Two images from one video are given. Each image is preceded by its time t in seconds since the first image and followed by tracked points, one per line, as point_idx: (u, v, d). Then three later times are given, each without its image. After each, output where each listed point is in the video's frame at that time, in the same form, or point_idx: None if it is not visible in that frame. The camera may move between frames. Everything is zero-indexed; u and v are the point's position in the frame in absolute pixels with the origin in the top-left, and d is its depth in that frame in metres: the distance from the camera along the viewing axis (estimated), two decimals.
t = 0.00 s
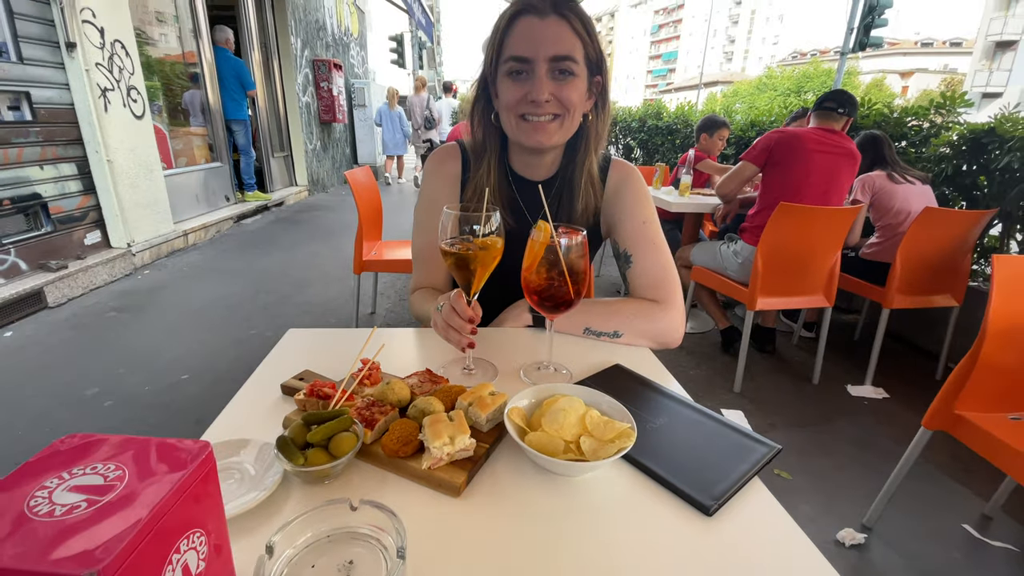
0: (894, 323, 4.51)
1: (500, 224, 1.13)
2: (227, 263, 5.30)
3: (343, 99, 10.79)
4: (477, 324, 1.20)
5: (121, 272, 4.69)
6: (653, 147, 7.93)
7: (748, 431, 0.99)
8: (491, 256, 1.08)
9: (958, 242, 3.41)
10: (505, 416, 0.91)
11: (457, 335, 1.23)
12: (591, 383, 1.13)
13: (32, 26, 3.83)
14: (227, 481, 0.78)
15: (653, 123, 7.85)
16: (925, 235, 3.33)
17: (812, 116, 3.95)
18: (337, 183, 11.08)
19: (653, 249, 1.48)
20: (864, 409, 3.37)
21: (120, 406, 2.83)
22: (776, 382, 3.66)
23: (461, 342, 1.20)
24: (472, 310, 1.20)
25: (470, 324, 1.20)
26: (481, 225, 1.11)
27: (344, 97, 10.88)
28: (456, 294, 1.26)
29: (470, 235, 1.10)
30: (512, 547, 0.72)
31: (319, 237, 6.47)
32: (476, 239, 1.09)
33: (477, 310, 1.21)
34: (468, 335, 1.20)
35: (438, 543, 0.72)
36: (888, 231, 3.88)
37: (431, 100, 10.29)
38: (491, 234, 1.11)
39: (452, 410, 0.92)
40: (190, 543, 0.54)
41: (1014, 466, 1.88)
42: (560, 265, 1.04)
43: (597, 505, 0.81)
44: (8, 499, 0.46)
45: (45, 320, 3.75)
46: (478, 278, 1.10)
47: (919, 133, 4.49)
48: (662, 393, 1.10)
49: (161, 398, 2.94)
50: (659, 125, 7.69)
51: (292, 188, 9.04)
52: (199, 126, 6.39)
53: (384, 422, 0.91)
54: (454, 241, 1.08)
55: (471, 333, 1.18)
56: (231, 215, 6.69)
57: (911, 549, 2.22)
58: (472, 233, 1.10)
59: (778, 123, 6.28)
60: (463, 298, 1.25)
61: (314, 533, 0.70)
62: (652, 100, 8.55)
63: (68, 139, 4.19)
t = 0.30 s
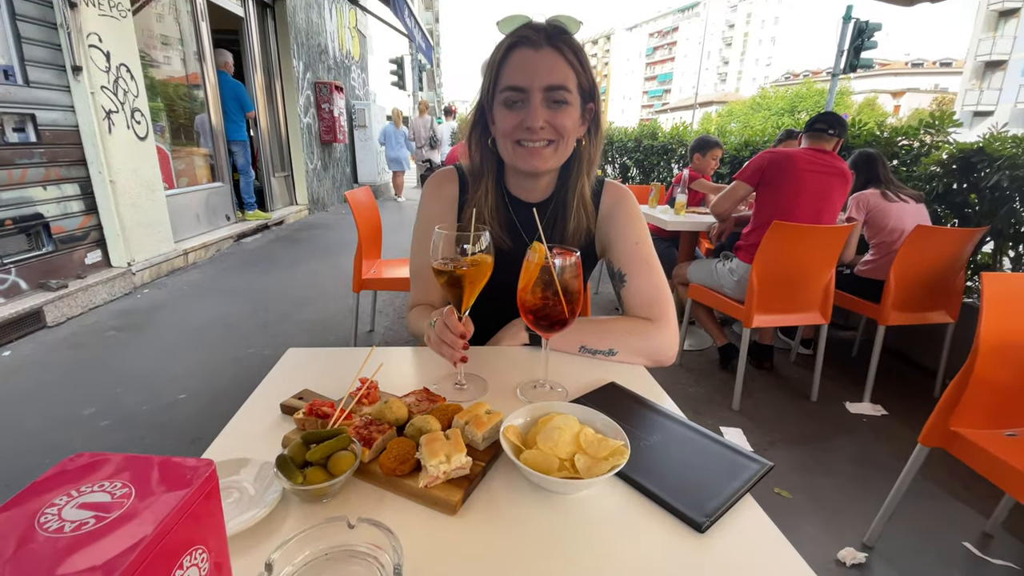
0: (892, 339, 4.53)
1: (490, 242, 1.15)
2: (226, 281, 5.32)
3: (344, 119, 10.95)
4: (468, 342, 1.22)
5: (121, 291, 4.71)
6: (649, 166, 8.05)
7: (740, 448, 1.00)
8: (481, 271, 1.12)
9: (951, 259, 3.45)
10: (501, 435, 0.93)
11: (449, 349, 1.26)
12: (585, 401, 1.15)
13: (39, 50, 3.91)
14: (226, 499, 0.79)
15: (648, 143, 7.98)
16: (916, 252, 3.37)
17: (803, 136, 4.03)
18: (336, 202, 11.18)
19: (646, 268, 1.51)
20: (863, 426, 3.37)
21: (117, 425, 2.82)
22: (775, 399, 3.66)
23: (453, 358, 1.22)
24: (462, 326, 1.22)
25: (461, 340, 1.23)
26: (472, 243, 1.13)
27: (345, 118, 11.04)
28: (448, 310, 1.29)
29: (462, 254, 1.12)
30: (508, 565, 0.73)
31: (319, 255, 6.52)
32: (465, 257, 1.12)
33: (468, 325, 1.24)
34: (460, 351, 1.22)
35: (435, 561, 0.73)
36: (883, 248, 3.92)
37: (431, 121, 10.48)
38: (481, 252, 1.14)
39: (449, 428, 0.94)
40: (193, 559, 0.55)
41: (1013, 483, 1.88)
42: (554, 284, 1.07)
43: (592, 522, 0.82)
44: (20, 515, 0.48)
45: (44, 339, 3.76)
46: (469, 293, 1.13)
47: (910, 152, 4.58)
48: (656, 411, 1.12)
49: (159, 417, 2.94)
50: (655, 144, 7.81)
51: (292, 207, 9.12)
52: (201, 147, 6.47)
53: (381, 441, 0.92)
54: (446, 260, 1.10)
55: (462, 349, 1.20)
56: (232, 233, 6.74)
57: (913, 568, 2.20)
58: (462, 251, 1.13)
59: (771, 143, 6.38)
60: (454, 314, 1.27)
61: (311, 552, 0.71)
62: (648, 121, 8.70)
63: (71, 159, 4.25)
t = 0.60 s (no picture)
0: (889, 352, 4.54)
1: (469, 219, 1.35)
2: (226, 295, 5.34)
3: (344, 135, 11.06)
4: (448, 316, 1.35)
5: (120, 305, 4.72)
6: (646, 180, 8.13)
7: (735, 461, 1.01)
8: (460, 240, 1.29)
9: (946, 272, 3.48)
10: (498, 449, 0.94)
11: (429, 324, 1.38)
12: (582, 415, 1.16)
13: (44, 68, 3.96)
14: (225, 514, 0.80)
15: (645, 157, 8.07)
16: (913, 265, 3.40)
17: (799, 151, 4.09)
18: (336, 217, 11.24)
19: (642, 283, 1.54)
20: (862, 439, 3.36)
21: (115, 440, 2.82)
22: (773, 412, 3.66)
23: (432, 331, 1.35)
24: (442, 300, 1.35)
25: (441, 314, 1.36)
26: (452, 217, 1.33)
27: (345, 134, 11.15)
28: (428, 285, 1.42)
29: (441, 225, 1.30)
30: None
31: (318, 269, 6.55)
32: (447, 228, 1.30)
33: (447, 300, 1.37)
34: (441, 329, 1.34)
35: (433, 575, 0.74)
36: (880, 261, 3.95)
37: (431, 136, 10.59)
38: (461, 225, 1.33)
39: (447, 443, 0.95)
40: (193, 571, 0.56)
41: (1012, 496, 1.87)
42: (550, 299, 1.09)
43: (588, 536, 0.82)
44: (25, 529, 0.50)
45: (42, 354, 3.75)
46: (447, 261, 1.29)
47: (903, 166, 4.64)
48: (652, 424, 1.13)
49: (156, 432, 2.93)
50: (651, 159, 7.90)
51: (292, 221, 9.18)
52: (203, 162, 6.52)
53: (379, 456, 0.94)
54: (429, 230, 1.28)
55: (443, 321, 1.32)
56: (231, 247, 6.77)
57: None
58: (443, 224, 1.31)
59: (767, 157, 6.46)
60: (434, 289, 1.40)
61: (308, 565, 0.72)
62: (644, 135, 8.79)
63: (73, 175, 4.28)
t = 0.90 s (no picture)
0: (888, 359, 4.54)
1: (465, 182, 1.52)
2: (225, 304, 5.34)
3: (344, 143, 11.12)
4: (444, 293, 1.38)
5: (119, 314, 4.72)
6: (644, 188, 8.17)
7: (733, 469, 1.01)
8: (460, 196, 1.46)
9: (944, 279, 3.49)
10: (496, 457, 0.94)
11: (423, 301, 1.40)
12: (580, 422, 1.16)
13: (46, 78, 3.99)
14: (223, 523, 0.80)
15: (643, 165, 8.12)
16: (909, 272, 3.41)
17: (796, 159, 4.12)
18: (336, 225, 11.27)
19: (641, 290, 1.54)
20: (862, 447, 3.35)
21: (113, 450, 2.80)
22: (773, 420, 3.66)
23: (430, 306, 1.36)
24: (440, 274, 1.39)
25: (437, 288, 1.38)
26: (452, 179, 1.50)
27: (345, 143, 11.22)
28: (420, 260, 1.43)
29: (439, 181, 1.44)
30: None
31: (317, 277, 6.55)
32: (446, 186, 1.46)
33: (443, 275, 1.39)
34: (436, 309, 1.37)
35: None
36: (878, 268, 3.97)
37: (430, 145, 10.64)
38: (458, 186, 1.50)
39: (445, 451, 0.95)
40: None
41: (1013, 504, 1.87)
42: (548, 306, 1.09)
43: (586, 545, 0.82)
44: (25, 537, 0.50)
45: (40, 362, 3.74)
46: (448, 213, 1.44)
47: (900, 174, 4.67)
48: (650, 432, 1.13)
49: (154, 441, 2.91)
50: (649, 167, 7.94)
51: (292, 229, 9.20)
52: (203, 170, 6.56)
53: (378, 464, 0.94)
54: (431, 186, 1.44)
55: (442, 292, 1.35)
56: (230, 256, 6.78)
57: None
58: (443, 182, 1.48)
59: (764, 165, 6.50)
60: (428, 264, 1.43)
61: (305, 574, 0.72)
62: (643, 144, 8.85)
63: (74, 183, 4.30)
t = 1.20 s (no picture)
0: (888, 362, 4.54)
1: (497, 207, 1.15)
2: (224, 307, 5.33)
3: (344, 147, 11.15)
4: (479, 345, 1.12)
5: (118, 317, 4.71)
6: (644, 192, 8.18)
7: (733, 473, 1.01)
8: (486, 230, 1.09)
9: (944, 281, 3.49)
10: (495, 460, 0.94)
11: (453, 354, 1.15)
12: (579, 426, 1.15)
13: (46, 82, 3.99)
14: (221, 527, 0.79)
15: (643, 169, 8.14)
16: (908, 275, 3.41)
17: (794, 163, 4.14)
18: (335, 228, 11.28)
19: (641, 292, 1.55)
20: (862, 450, 3.34)
21: (111, 454, 2.79)
22: (773, 423, 3.65)
23: (467, 365, 1.12)
24: (473, 322, 1.13)
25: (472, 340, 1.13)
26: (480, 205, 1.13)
27: (345, 147, 11.26)
28: (446, 305, 1.18)
29: (460, 204, 1.07)
30: None
31: (317, 281, 6.55)
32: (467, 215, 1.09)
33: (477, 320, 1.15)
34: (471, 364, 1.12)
35: None
36: (877, 271, 3.97)
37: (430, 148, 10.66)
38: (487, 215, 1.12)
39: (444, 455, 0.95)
40: None
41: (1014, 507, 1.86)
42: (548, 309, 1.09)
43: (586, 549, 0.82)
44: (20, 542, 0.50)
45: (40, 367, 3.74)
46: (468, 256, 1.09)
47: (898, 177, 4.68)
48: (650, 436, 1.13)
49: (152, 445, 2.91)
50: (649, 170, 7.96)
51: (292, 233, 9.21)
52: (203, 174, 6.57)
53: (377, 468, 0.93)
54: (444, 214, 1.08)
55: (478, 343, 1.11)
56: (229, 259, 6.78)
57: None
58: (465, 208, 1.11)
59: (763, 169, 6.51)
60: (457, 309, 1.17)
61: None
62: (642, 148, 8.88)
63: (74, 188, 4.31)
